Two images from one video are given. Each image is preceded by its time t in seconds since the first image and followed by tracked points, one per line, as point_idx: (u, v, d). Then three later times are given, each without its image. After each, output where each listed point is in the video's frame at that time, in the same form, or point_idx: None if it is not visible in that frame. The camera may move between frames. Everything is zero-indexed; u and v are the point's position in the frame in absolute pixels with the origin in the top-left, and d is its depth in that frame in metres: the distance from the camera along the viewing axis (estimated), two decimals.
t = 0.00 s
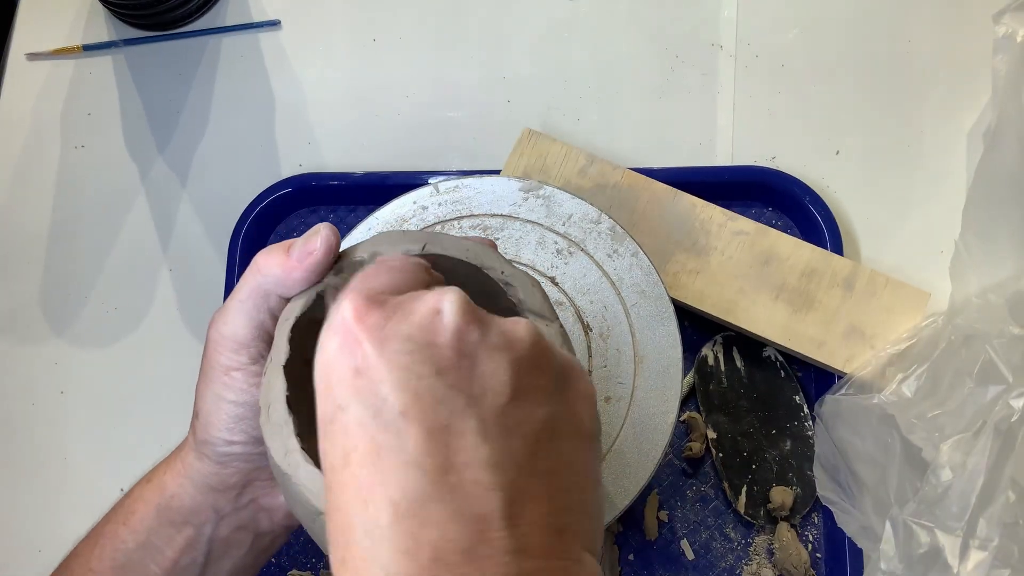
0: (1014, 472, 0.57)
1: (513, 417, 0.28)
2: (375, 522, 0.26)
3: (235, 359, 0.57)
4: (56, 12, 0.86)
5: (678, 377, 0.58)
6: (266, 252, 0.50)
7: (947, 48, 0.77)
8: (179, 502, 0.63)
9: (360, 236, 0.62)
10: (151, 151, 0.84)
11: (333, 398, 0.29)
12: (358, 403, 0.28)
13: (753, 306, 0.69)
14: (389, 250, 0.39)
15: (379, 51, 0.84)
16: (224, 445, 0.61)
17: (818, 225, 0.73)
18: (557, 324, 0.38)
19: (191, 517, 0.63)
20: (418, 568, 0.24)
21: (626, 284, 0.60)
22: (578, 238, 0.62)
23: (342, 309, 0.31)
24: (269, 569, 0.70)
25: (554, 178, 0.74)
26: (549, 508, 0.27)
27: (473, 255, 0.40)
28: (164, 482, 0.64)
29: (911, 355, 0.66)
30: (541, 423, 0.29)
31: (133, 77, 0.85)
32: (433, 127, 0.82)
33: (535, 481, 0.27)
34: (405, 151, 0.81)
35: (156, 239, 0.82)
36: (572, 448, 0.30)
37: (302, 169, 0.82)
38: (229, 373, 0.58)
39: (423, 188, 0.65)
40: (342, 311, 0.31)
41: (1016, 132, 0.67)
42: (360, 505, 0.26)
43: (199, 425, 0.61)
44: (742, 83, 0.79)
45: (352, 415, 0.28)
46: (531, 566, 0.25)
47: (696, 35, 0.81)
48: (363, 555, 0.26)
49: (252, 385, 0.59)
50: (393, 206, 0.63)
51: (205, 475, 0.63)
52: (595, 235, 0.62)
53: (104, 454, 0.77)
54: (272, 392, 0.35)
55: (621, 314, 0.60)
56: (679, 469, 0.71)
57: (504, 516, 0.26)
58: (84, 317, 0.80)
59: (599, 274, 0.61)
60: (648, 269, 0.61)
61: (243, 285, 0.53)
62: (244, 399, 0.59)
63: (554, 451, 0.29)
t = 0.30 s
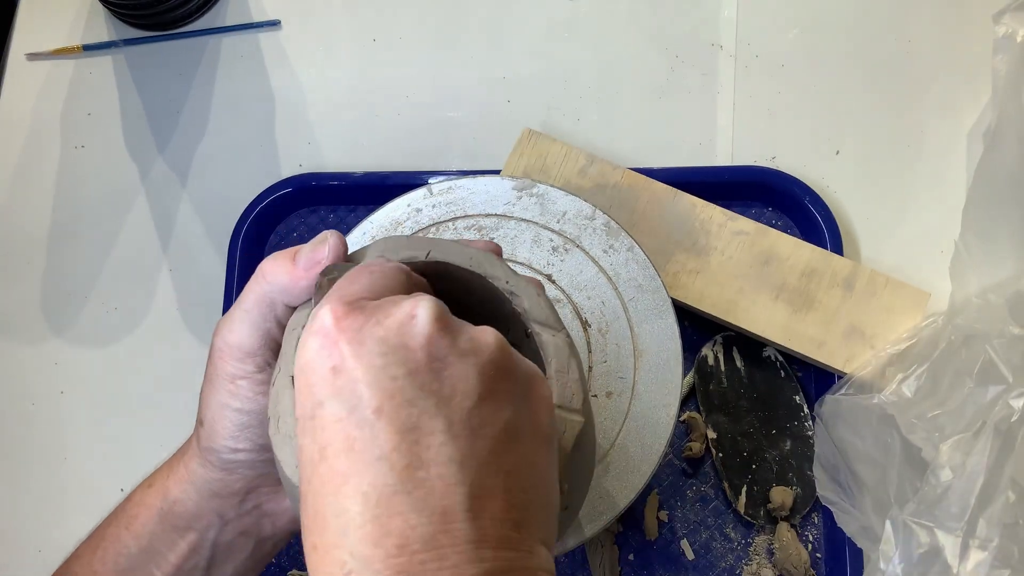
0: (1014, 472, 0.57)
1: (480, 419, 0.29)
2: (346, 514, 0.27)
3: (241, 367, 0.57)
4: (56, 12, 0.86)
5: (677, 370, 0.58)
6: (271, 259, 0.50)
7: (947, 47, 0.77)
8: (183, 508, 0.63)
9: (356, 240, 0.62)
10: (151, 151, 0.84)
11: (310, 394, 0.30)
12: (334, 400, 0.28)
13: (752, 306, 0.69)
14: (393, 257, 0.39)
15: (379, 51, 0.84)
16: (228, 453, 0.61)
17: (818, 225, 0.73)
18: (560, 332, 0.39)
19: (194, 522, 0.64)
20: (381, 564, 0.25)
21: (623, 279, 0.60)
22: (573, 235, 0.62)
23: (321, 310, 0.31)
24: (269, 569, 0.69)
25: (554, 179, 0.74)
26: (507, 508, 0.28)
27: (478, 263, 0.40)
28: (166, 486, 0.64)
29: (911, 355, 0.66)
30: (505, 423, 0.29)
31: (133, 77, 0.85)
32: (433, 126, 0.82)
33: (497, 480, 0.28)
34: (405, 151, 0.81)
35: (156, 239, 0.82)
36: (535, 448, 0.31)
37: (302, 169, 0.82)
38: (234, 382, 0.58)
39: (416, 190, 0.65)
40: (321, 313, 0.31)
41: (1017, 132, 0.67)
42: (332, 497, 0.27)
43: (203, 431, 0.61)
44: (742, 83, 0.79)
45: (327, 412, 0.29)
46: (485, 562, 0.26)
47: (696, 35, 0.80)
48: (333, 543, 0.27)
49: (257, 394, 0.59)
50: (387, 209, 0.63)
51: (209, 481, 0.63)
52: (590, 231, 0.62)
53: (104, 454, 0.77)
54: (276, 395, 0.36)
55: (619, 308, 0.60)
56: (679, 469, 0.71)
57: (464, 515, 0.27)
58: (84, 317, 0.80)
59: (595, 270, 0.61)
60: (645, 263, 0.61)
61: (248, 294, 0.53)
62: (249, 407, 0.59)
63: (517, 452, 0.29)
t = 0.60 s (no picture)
0: (1014, 472, 0.57)
1: (482, 403, 0.30)
2: (365, 506, 0.27)
3: (246, 359, 0.57)
4: (56, 12, 0.86)
5: (677, 371, 0.57)
6: (276, 249, 0.50)
7: (946, 48, 0.77)
8: (185, 498, 0.63)
9: (356, 241, 0.62)
10: (151, 151, 0.84)
11: (309, 395, 0.30)
12: (339, 397, 0.29)
13: (752, 306, 0.69)
14: (394, 261, 0.40)
15: (379, 51, 0.84)
16: (231, 445, 0.61)
17: (818, 225, 0.73)
18: (561, 340, 0.39)
19: (196, 513, 0.63)
20: (410, 548, 0.26)
21: (623, 280, 0.60)
22: (573, 235, 0.62)
23: (309, 314, 0.31)
24: (269, 569, 0.70)
25: (554, 179, 0.74)
26: (519, 484, 0.29)
27: (478, 271, 0.39)
28: (168, 476, 0.64)
29: (911, 356, 0.66)
30: (505, 407, 0.31)
31: (133, 77, 0.85)
32: (433, 127, 0.82)
33: (505, 460, 0.29)
34: (405, 152, 0.81)
35: (156, 239, 0.82)
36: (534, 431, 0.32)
37: (302, 169, 0.82)
38: (239, 374, 0.58)
39: (417, 190, 0.65)
40: (308, 318, 0.31)
41: (1017, 132, 0.67)
42: (348, 491, 0.28)
43: (207, 423, 0.61)
44: (742, 83, 0.79)
45: (331, 410, 0.29)
46: (509, 537, 0.27)
47: (696, 35, 0.80)
48: (354, 537, 0.27)
49: (262, 387, 0.59)
50: (387, 209, 0.63)
51: (211, 471, 0.63)
52: (590, 231, 0.62)
53: (103, 454, 0.77)
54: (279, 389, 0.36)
55: (619, 308, 0.60)
56: (679, 469, 0.71)
57: (483, 493, 0.28)
58: (84, 317, 0.80)
59: (595, 270, 0.61)
60: (646, 263, 0.60)
61: (254, 284, 0.53)
62: (254, 400, 0.59)
63: (518, 433, 0.31)
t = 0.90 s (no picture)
0: (1014, 472, 0.57)
1: (497, 384, 0.30)
2: (395, 493, 0.27)
3: (245, 354, 0.57)
4: (56, 12, 0.86)
5: (678, 371, 0.57)
6: (277, 244, 0.48)
7: (946, 48, 0.77)
8: (182, 494, 0.63)
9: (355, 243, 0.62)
10: (151, 151, 0.84)
11: (323, 396, 0.30)
12: (354, 391, 0.29)
13: (753, 305, 0.69)
14: (393, 263, 0.39)
15: (379, 51, 0.84)
16: (230, 441, 0.61)
17: (818, 225, 0.73)
18: (557, 347, 0.38)
19: (194, 508, 0.64)
20: (448, 529, 0.26)
21: (623, 279, 0.60)
22: (573, 235, 0.62)
23: (312, 319, 0.33)
24: (269, 569, 0.71)
25: (554, 178, 0.74)
26: (546, 460, 0.29)
27: (478, 275, 0.39)
28: (168, 471, 0.64)
29: (911, 356, 0.66)
30: (521, 388, 0.31)
31: (133, 77, 0.85)
32: (433, 127, 0.82)
33: (528, 437, 0.30)
34: (405, 152, 0.81)
35: (156, 239, 0.82)
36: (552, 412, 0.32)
37: (302, 169, 0.82)
38: (238, 369, 0.57)
39: (416, 190, 0.65)
40: (312, 324, 0.32)
41: (1017, 132, 0.67)
42: (375, 481, 0.27)
43: (207, 417, 0.61)
44: (742, 83, 0.79)
45: (347, 405, 0.29)
46: (543, 511, 0.27)
47: (696, 35, 0.80)
48: (388, 526, 0.27)
49: (260, 383, 0.58)
50: (386, 210, 0.63)
51: (208, 467, 0.63)
52: (589, 231, 0.62)
53: (103, 454, 0.77)
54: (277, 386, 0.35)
55: (619, 308, 0.60)
56: (679, 469, 0.71)
57: (512, 470, 0.28)
58: (84, 317, 0.80)
59: (595, 270, 0.61)
60: (646, 262, 0.60)
61: (255, 278, 0.52)
62: (251, 395, 0.58)
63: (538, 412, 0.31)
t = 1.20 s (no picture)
0: (1014, 472, 0.57)
1: (504, 366, 0.31)
2: (418, 483, 0.27)
3: (248, 359, 0.55)
4: (56, 11, 0.85)
5: (677, 364, 0.57)
6: (286, 253, 0.47)
7: (947, 48, 0.77)
8: (183, 495, 0.62)
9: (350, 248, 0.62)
10: (151, 151, 0.84)
11: (333, 402, 0.30)
12: (364, 391, 0.29)
13: (753, 306, 0.69)
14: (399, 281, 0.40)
15: (378, 51, 0.84)
16: (233, 443, 0.59)
17: (818, 225, 0.73)
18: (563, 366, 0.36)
19: (196, 508, 0.63)
20: (478, 509, 0.26)
21: (620, 274, 0.60)
22: (567, 231, 0.62)
23: (311, 329, 0.32)
24: (269, 569, 0.72)
25: (554, 179, 0.74)
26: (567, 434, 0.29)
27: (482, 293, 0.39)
28: (171, 471, 0.63)
29: (911, 356, 0.66)
30: (530, 368, 0.32)
31: (133, 77, 0.85)
32: (433, 127, 0.82)
33: (545, 414, 0.30)
34: (405, 152, 0.81)
35: (156, 239, 0.82)
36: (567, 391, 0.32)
37: (302, 169, 0.82)
38: (240, 373, 0.56)
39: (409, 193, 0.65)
40: (309, 334, 0.32)
41: (1016, 132, 0.67)
42: (396, 475, 0.27)
43: (209, 419, 0.59)
44: (742, 83, 0.79)
45: (359, 406, 0.29)
46: (573, 482, 0.27)
47: (696, 35, 0.80)
48: (416, 519, 0.26)
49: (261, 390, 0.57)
50: (380, 214, 0.63)
51: (209, 468, 0.61)
52: (584, 227, 0.62)
53: (104, 454, 0.77)
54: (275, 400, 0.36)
55: (616, 303, 0.60)
56: (680, 469, 0.71)
57: (533, 446, 0.28)
58: (84, 317, 0.80)
59: (591, 266, 0.61)
60: (641, 256, 0.60)
61: (261, 284, 0.50)
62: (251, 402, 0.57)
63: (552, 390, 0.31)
